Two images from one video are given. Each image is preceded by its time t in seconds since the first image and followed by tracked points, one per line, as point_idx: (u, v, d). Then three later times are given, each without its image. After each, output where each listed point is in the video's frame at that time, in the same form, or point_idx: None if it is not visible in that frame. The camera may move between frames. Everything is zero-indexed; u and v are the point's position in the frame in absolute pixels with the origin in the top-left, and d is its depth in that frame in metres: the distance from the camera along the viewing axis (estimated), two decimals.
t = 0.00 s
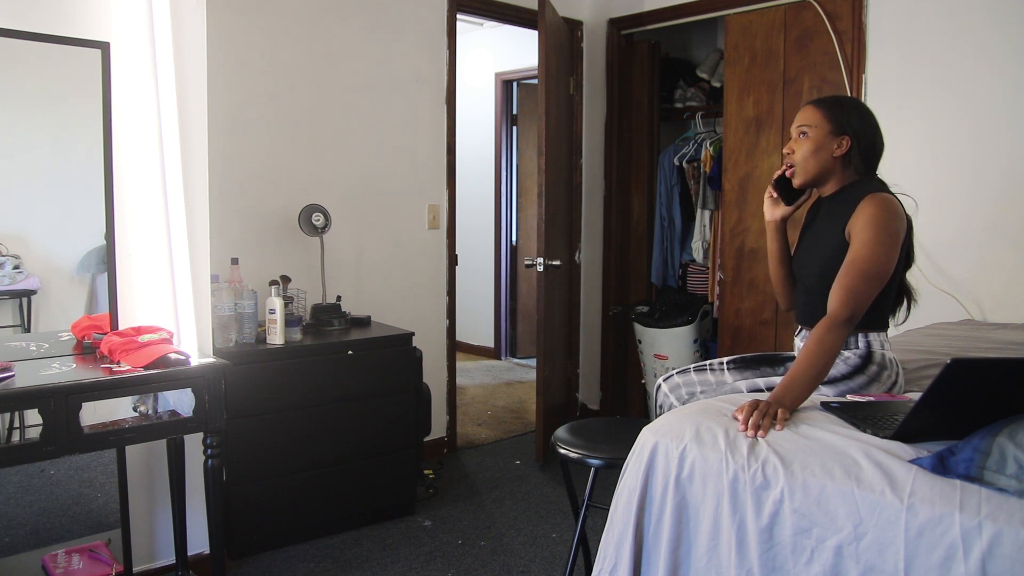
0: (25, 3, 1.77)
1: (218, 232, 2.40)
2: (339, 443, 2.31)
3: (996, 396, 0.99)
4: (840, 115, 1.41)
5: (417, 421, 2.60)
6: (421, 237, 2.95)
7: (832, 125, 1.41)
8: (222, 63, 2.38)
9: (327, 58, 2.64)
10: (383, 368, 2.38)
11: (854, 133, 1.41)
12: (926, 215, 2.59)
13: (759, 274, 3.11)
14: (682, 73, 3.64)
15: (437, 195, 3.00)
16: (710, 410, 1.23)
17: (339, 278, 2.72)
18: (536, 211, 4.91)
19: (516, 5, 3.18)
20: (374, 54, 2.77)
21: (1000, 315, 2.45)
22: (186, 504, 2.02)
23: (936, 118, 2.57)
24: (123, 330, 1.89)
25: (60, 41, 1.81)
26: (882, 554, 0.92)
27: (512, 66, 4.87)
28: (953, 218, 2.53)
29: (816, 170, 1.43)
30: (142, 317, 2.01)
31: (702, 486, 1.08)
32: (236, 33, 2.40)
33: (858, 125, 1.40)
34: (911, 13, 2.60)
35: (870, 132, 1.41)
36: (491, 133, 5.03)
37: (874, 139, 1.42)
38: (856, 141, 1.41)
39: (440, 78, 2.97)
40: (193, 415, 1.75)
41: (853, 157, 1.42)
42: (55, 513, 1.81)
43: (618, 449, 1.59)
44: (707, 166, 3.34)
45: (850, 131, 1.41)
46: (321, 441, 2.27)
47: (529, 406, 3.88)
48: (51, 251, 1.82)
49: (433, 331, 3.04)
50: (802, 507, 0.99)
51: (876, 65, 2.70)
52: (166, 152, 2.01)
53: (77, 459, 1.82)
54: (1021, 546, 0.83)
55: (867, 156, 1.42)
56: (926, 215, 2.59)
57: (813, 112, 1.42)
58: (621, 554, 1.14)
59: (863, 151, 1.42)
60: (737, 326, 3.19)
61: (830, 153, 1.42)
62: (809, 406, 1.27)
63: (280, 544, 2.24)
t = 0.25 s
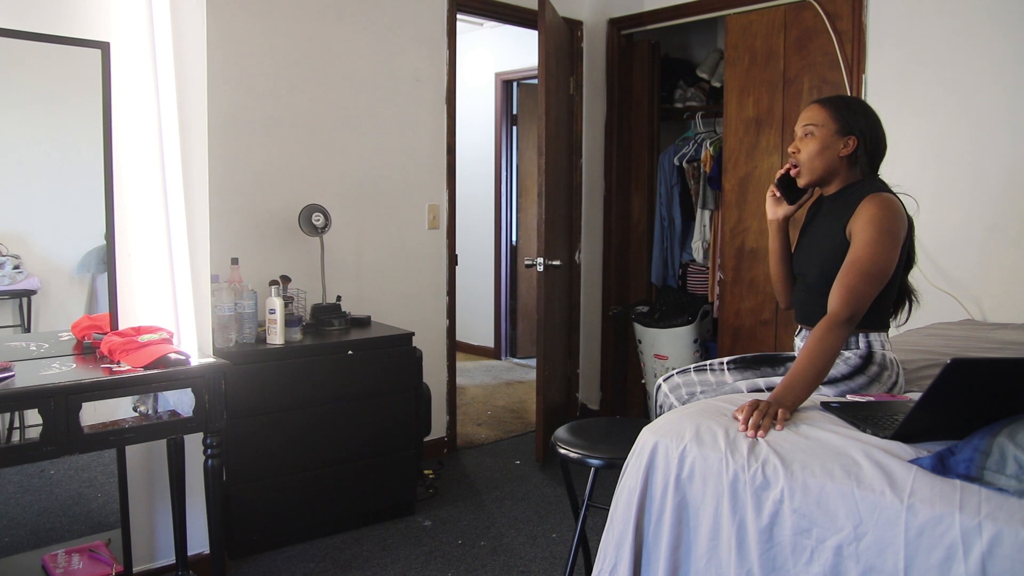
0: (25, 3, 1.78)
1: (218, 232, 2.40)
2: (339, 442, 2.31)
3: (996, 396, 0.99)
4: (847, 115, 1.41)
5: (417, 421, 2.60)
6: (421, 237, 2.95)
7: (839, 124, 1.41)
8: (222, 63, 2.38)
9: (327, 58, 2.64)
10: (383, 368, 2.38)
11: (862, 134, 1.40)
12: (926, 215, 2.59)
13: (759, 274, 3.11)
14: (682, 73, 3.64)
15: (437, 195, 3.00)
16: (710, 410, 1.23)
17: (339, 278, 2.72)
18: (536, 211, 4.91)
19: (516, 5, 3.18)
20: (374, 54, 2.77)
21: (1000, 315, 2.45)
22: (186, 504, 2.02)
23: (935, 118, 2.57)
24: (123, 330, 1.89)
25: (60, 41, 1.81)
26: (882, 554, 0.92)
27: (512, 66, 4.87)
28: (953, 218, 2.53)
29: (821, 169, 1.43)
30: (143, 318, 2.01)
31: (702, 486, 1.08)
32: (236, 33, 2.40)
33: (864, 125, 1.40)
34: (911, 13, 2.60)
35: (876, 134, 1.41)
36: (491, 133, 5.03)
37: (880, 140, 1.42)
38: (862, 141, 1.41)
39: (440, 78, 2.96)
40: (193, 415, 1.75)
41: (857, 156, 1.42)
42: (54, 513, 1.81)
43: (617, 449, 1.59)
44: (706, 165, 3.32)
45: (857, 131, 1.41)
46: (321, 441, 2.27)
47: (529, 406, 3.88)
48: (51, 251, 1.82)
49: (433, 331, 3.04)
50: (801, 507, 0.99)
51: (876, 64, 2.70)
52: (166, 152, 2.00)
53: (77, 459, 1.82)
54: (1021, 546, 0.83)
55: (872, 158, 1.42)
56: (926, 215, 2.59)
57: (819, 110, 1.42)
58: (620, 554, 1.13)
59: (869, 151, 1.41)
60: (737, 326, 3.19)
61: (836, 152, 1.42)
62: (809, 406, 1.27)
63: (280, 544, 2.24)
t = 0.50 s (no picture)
0: (25, 3, 1.78)
1: (218, 232, 2.40)
2: (339, 442, 2.31)
3: (995, 396, 0.99)
4: (839, 112, 1.40)
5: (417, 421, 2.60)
6: (421, 237, 2.95)
7: (830, 121, 1.41)
8: (222, 63, 2.38)
9: (327, 57, 2.64)
10: (383, 368, 2.38)
11: (855, 130, 1.39)
12: (926, 215, 2.59)
13: (759, 274, 3.11)
14: (682, 73, 3.64)
15: (437, 195, 3.00)
16: (710, 410, 1.23)
17: (339, 277, 2.72)
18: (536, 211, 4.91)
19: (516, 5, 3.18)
20: (374, 54, 2.76)
21: (1000, 316, 2.45)
22: (186, 504, 2.02)
23: (935, 118, 2.57)
24: (123, 330, 1.89)
25: (60, 41, 1.81)
26: (882, 554, 0.92)
27: (512, 66, 4.87)
28: (953, 218, 2.53)
29: (813, 166, 1.43)
30: (143, 318, 2.01)
31: (702, 486, 1.08)
32: (236, 33, 2.40)
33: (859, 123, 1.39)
34: (912, 13, 2.60)
35: (872, 132, 1.39)
36: (491, 133, 5.03)
37: (877, 139, 1.40)
38: (854, 139, 1.40)
39: (440, 78, 2.96)
40: (193, 415, 1.75)
41: (850, 154, 1.41)
42: (55, 513, 1.81)
43: (617, 449, 1.59)
44: (706, 166, 3.32)
45: (848, 128, 1.40)
46: (321, 441, 2.27)
47: (528, 406, 3.88)
48: (51, 251, 1.82)
49: (433, 331, 3.04)
50: (802, 507, 0.99)
51: (876, 64, 2.71)
52: (166, 152, 2.00)
53: (77, 459, 1.83)
54: (1021, 546, 0.83)
55: (867, 156, 1.40)
56: (926, 215, 2.59)
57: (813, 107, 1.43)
58: (620, 554, 1.13)
59: (864, 149, 1.40)
60: (737, 326, 3.19)
61: (826, 149, 1.41)
62: (809, 406, 1.27)
63: (280, 544, 2.24)
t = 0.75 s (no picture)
0: (25, 3, 1.78)
1: (218, 232, 2.40)
2: (339, 442, 2.31)
3: (995, 396, 0.99)
4: (815, 112, 1.40)
5: (417, 421, 2.60)
6: (421, 237, 2.95)
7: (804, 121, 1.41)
8: (222, 63, 2.38)
9: (327, 57, 2.64)
10: (382, 368, 2.38)
11: (827, 131, 1.38)
12: (926, 215, 2.60)
13: (759, 274, 3.11)
14: (682, 73, 3.64)
15: (437, 195, 3.00)
16: (711, 409, 1.23)
17: (339, 277, 2.72)
18: (535, 211, 4.91)
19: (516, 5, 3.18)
20: (375, 54, 2.76)
21: (1000, 316, 2.45)
22: (186, 504, 2.02)
23: (935, 119, 2.57)
24: (123, 330, 1.89)
25: (60, 41, 1.81)
26: (882, 553, 0.92)
27: (512, 66, 4.87)
28: (953, 219, 2.53)
29: (788, 167, 1.44)
30: (143, 317, 2.01)
31: (702, 486, 1.08)
32: (236, 34, 2.40)
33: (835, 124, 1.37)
34: (912, 13, 2.60)
35: (847, 133, 1.37)
36: (491, 133, 5.03)
37: (853, 140, 1.37)
38: (826, 139, 1.39)
39: (440, 78, 2.96)
40: (193, 415, 1.75)
41: (822, 154, 1.40)
42: (55, 512, 1.81)
43: (618, 449, 1.59)
44: (707, 166, 3.32)
45: (820, 129, 1.39)
46: (321, 441, 2.27)
47: (528, 406, 3.88)
48: (51, 251, 1.82)
49: (433, 331, 3.04)
50: (802, 507, 0.99)
51: (876, 65, 2.71)
52: (166, 152, 2.00)
53: (77, 458, 1.83)
54: (1021, 545, 0.83)
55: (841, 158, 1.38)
56: (926, 215, 2.59)
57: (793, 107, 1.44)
58: (621, 554, 1.14)
59: (836, 151, 1.38)
60: (737, 326, 3.19)
61: (798, 150, 1.41)
62: (809, 406, 1.27)
63: (280, 544, 2.24)
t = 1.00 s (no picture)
0: (25, 2, 1.78)
1: (218, 232, 2.40)
2: (339, 443, 2.31)
3: (995, 396, 0.99)
4: (760, 115, 1.41)
5: (417, 421, 2.60)
6: (421, 237, 2.95)
7: (750, 125, 1.42)
8: (222, 63, 2.38)
9: (327, 57, 2.64)
10: (383, 368, 2.38)
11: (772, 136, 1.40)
12: (926, 215, 2.60)
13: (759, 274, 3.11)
14: (682, 74, 3.64)
15: (437, 195, 3.00)
16: (710, 408, 1.24)
17: (339, 277, 2.72)
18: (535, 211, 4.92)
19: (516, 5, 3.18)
20: (375, 54, 2.76)
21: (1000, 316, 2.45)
22: (186, 504, 2.02)
23: (935, 118, 2.57)
24: (123, 330, 1.89)
25: (60, 41, 1.81)
26: (882, 553, 0.92)
27: (512, 67, 4.87)
28: (953, 218, 2.53)
29: (733, 173, 1.45)
30: (143, 317, 2.01)
31: (702, 485, 1.08)
32: (236, 34, 2.40)
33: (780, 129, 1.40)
34: (912, 13, 2.60)
35: (789, 138, 1.40)
36: (491, 133, 5.03)
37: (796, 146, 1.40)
38: (769, 144, 1.40)
39: (440, 78, 2.96)
40: (193, 415, 1.75)
41: (766, 159, 1.41)
42: (55, 512, 1.82)
43: (617, 450, 1.59)
44: (707, 165, 3.32)
45: (765, 133, 1.41)
46: (321, 441, 2.27)
47: (529, 406, 3.88)
48: (51, 251, 1.82)
49: (433, 331, 3.04)
50: (801, 507, 0.99)
51: (876, 64, 2.70)
52: (166, 152, 2.00)
53: (77, 458, 1.83)
54: (1021, 545, 0.83)
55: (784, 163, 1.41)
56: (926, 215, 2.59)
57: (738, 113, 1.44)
58: (620, 554, 1.13)
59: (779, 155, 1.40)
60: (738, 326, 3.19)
61: (744, 155, 1.42)
62: (809, 406, 1.27)
63: (280, 544, 2.24)
